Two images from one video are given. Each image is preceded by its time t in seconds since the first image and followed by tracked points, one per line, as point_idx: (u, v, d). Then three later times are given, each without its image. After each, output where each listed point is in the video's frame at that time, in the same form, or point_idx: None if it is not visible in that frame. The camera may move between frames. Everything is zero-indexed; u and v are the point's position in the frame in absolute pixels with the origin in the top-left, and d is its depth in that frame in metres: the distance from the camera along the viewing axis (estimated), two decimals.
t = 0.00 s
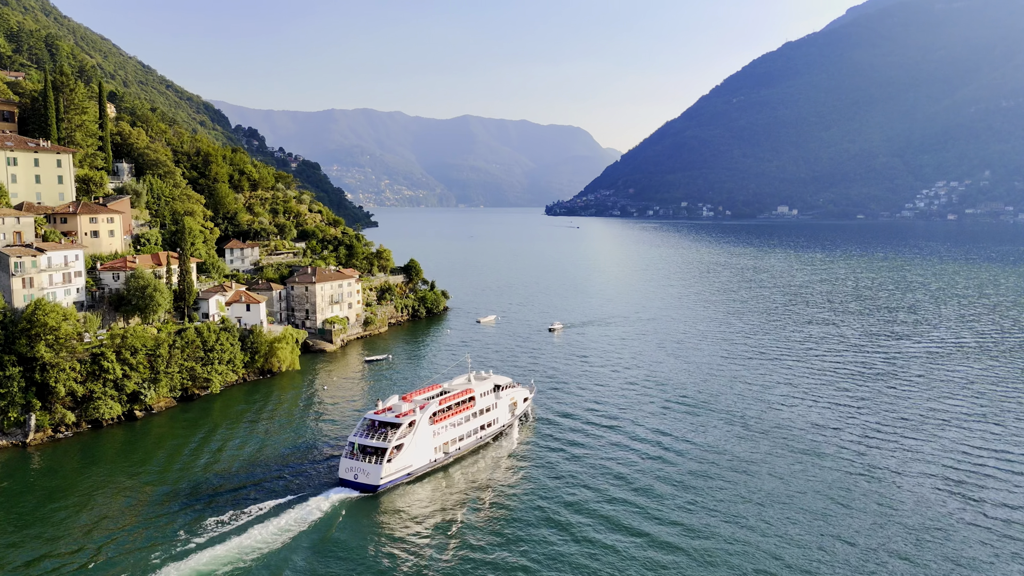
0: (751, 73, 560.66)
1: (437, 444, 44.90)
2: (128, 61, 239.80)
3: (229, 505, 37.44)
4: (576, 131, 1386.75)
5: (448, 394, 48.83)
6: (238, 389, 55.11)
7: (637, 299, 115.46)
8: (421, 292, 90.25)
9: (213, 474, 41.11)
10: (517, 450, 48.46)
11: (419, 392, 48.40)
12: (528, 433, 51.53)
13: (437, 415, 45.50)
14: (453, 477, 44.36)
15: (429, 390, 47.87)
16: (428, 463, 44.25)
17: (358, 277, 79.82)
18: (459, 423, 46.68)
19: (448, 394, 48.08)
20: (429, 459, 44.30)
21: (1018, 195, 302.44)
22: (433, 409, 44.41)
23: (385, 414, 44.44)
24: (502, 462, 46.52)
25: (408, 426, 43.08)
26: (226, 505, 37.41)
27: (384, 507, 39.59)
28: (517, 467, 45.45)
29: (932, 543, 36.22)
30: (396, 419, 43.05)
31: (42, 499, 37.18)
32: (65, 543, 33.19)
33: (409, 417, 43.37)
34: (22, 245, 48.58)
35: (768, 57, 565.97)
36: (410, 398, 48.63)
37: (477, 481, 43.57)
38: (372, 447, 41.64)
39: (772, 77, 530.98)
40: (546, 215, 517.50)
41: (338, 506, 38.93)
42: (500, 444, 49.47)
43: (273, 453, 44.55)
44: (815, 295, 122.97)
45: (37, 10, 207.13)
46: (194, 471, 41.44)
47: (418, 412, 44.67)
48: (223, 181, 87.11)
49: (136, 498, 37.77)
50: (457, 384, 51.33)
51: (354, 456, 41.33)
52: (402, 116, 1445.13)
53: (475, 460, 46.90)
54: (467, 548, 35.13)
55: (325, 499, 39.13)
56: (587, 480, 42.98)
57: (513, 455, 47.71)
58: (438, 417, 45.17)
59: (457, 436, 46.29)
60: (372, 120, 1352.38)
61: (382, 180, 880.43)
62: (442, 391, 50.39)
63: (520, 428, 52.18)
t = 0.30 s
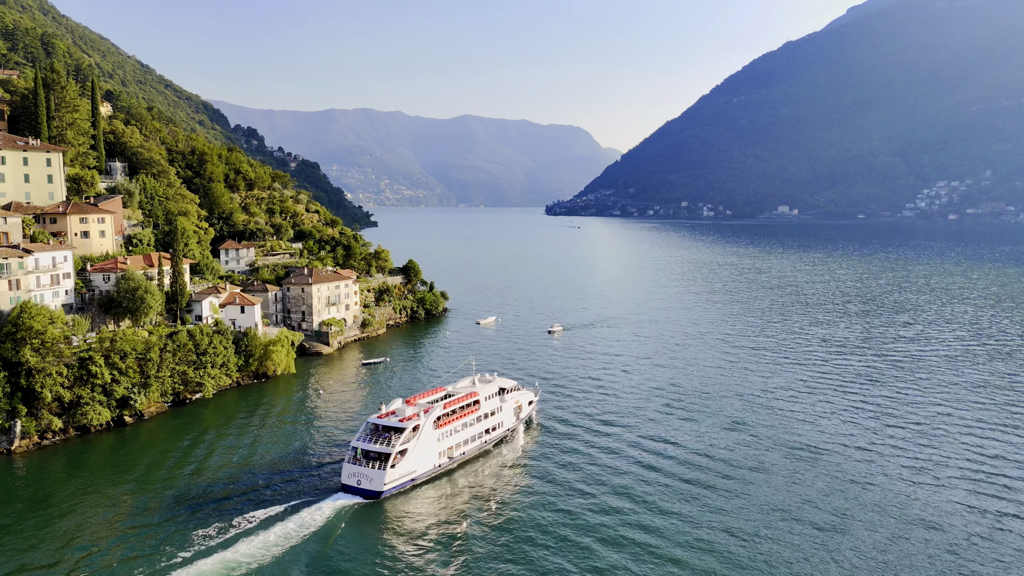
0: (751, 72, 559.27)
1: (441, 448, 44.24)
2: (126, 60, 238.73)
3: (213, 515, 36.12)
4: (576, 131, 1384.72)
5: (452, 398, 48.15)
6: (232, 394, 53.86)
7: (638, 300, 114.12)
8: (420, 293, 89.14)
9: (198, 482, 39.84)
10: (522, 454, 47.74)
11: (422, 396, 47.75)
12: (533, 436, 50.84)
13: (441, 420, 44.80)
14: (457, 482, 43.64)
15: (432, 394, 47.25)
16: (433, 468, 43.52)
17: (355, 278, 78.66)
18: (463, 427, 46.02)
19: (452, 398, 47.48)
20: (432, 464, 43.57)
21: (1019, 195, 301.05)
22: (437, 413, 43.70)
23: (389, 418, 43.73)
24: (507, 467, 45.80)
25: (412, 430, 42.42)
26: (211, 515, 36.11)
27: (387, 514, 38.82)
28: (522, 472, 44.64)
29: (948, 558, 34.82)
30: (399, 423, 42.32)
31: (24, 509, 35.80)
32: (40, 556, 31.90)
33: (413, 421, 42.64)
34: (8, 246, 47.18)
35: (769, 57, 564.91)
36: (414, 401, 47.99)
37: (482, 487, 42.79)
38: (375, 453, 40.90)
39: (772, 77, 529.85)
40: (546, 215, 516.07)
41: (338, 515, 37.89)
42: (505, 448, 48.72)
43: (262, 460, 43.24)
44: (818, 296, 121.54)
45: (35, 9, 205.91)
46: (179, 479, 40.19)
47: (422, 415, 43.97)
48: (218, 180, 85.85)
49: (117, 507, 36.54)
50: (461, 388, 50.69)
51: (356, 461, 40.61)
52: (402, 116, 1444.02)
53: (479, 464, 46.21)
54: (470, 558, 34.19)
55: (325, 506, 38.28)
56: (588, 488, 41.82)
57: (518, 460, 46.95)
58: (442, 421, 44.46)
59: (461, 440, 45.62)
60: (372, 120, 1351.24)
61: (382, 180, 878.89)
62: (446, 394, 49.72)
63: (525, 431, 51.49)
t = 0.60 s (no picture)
0: (752, 72, 557.92)
1: (446, 454, 43.38)
2: (125, 60, 237.42)
3: (197, 526, 34.87)
4: (576, 131, 1382.80)
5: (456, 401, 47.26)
6: (225, 399, 52.54)
7: (639, 301, 112.75)
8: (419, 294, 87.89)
9: (182, 491, 38.60)
10: (528, 458, 46.89)
11: (427, 400, 46.88)
12: (538, 440, 49.98)
13: (445, 424, 43.94)
14: (462, 488, 42.81)
15: (437, 397, 46.38)
16: (437, 474, 42.68)
17: (353, 279, 77.39)
18: (468, 432, 45.10)
19: (456, 402, 46.59)
20: (437, 470, 42.72)
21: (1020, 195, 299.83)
22: (442, 418, 42.78)
23: (392, 422, 42.88)
24: (512, 472, 44.94)
25: (416, 435, 41.53)
26: (193, 526, 34.85)
27: (390, 521, 38.02)
28: (527, 478, 43.74)
29: None
30: (403, 428, 41.46)
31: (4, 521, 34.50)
32: (15, 571, 30.66)
33: (417, 426, 41.76)
34: None
35: (769, 56, 563.78)
36: (417, 405, 47.18)
37: (487, 493, 41.98)
38: (378, 458, 40.09)
39: (773, 76, 528.71)
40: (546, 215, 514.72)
41: (339, 525, 36.89)
42: (510, 453, 47.86)
43: (250, 468, 41.98)
44: (821, 297, 120.13)
45: (32, 8, 204.66)
46: (162, 487, 38.97)
47: (426, 420, 43.07)
48: (213, 179, 84.56)
49: (95, 518, 35.30)
50: (465, 391, 49.83)
51: (359, 467, 39.80)
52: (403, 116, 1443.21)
53: (484, 469, 45.38)
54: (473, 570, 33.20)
55: (326, 514, 37.43)
56: (590, 498, 40.48)
57: (523, 465, 46.05)
58: (447, 425, 43.62)
59: (466, 445, 44.74)
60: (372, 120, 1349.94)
61: (382, 180, 877.54)
62: (450, 398, 48.81)
63: (530, 435, 50.67)
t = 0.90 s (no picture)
0: (752, 72, 556.46)
1: (451, 459, 42.16)
2: (124, 59, 236.27)
3: (179, 538, 33.50)
4: (576, 131, 1380.74)
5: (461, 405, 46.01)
6: (218, 404, 51.21)
7: (640, 302, 111.39)
8: (417, 296, 86.47)
9: (164, 501, 37.27)
10: (534, 464, 45.69)
11: (430, 403, 45.71)
12: (545, 445, 48.78)
13: (451, 428, 42.77)
14: (467, 494, 41.58)
15: (441, 401, 45.21)
16: (442, 479, 41.51)
17: (349, 280, 75.95)
18: (473, 437, 43.86)
19: (461, 406, 45.39)
20: (441, 476, 41.50)
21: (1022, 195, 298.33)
22: (447, 422, 41.56)
23: (395, 427, 41.75)
24: (517, 478, 43.78)
25: (421, 441, 40.36)
26: (174, 539, 33.45)
27: (394, 529, 36.90)
28: (533, 484, 42.50)
29: None
30: (407, 433, 40.31)
31: None
32: None
33: (421, 431, 40.57)
34: None
35: (770, 56, 562.71)
36: (421, 409, 46.01)
37: (493, 500, 40.77)
38: (382, 464, 38.94)
39: (773, 76, 527.63)
40: (546, 215, 513.38)
41: (339, 535, 35.63)
42: (516, 457, 46.68)
43: (236, 475, 40.68)
44: (823, 298, 118.75)
45: (30, 6, 203.35)
46: (144, 497, 37.60)
47: (430, 425, 41.86)
48: (208, 179, 83.19)
49: (71, 532, 33.84)
50: (470, 395, 48.67)
51: (363, 473, 38.64)
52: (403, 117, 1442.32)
53: (489, 475, 44.15)
54: None
55: (327, 522, 36.33)
56: (596, 510, 38.78)
57: (529, 470, 44.83)
58: (452, 430, 42.42)
59: (471, 450, 43.54)
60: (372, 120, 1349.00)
61: (381, 180, 876.48)
62: (454, 401, 47.59)
63: (535, 439, 49.49)
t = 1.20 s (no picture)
0: (753, 72, 555.30)
1: (455, 464, 41.30)
2: (123, 58, 235.35)
3: (164, 550, 32.26)
4: (576, 130, 1379.17)
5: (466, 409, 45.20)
6: (212, 408, 50.01)
7: (642, 303, 110.20)
8: (416, 297, 85.29)
9: (145, 509, 36.00)
10: (540, 468, 44.72)
11: (435, 407, 44.89)
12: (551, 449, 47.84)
13: (456, 433, 41.88)
14: (474, 500, 40.65)
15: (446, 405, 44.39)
16: (447, 485, 40.61)
17: (347, 282, 74.76)
18: (479, 441, 42.99)
19: (465, 410, 44.56)
20: (447, 482, 40.62)
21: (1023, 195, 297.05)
22: (452, 427, 40.71)
23: (400, 432, 40.90)
24: (524, 483, 42.83)
25: (426, 446, 39.52)
26: (153, 552, 32.13)
27: (399, 537, 36.00)
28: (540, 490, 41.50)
29: None
30: (412, 438, 39.50)
31: None
32: None
33: (426, 436, 39.74)
34: None
35: (770, 56, 561.70)
36: (426, 413, 45.19)
37: (499, 506, 39.86)
38: (386, 470, 38.06)
39: (774, 76, 526.61)
40: (546, 215, 512.20)
41: (341, 544, 34.56)
42: (521, 462, 45.78)
43: (222, 483, 39.37)
44: (825, 299, 117.53)
45: (28, 5, 202.10)
46: (123, 506, 36.26)
47: (435, 429, 41.01)
48: (203, 178, 82.01)
49: (46, 544, 32.49)
50: (475, 398, 47.82)
51: (367, 478, 37.81)
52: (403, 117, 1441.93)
53: (496, 480, 43.27)
54: None
55: (329, 530, 35.28)
56: (601, 523, 37.51)
57: (534, 475, 43.86)
58: (457, 435, 41.57)
59: (476, 455, 42.66)
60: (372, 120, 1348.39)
61: (382, 180, 875.59)
62: (459, 406, 46.77)
63: (542, 443, 48.61)
